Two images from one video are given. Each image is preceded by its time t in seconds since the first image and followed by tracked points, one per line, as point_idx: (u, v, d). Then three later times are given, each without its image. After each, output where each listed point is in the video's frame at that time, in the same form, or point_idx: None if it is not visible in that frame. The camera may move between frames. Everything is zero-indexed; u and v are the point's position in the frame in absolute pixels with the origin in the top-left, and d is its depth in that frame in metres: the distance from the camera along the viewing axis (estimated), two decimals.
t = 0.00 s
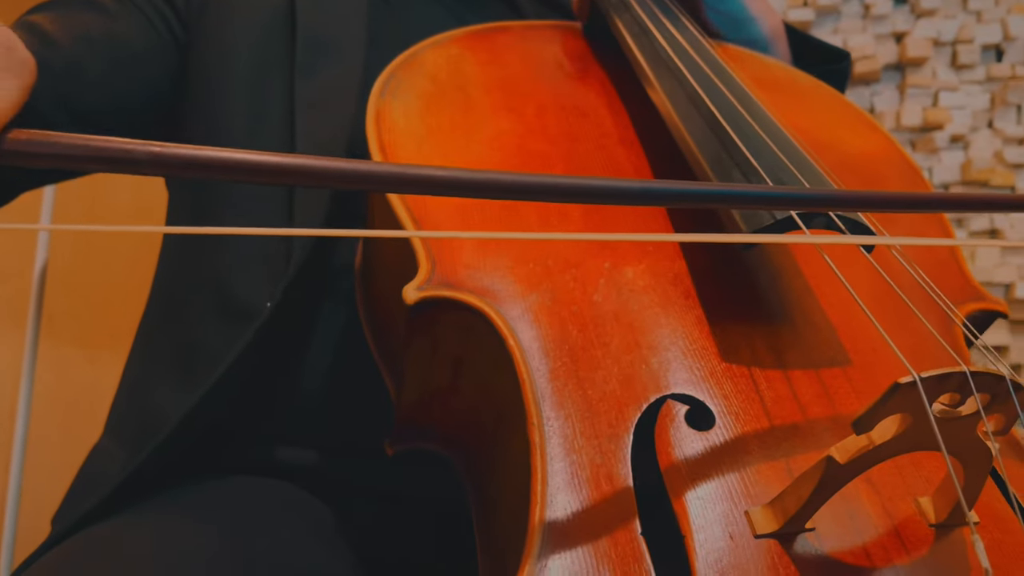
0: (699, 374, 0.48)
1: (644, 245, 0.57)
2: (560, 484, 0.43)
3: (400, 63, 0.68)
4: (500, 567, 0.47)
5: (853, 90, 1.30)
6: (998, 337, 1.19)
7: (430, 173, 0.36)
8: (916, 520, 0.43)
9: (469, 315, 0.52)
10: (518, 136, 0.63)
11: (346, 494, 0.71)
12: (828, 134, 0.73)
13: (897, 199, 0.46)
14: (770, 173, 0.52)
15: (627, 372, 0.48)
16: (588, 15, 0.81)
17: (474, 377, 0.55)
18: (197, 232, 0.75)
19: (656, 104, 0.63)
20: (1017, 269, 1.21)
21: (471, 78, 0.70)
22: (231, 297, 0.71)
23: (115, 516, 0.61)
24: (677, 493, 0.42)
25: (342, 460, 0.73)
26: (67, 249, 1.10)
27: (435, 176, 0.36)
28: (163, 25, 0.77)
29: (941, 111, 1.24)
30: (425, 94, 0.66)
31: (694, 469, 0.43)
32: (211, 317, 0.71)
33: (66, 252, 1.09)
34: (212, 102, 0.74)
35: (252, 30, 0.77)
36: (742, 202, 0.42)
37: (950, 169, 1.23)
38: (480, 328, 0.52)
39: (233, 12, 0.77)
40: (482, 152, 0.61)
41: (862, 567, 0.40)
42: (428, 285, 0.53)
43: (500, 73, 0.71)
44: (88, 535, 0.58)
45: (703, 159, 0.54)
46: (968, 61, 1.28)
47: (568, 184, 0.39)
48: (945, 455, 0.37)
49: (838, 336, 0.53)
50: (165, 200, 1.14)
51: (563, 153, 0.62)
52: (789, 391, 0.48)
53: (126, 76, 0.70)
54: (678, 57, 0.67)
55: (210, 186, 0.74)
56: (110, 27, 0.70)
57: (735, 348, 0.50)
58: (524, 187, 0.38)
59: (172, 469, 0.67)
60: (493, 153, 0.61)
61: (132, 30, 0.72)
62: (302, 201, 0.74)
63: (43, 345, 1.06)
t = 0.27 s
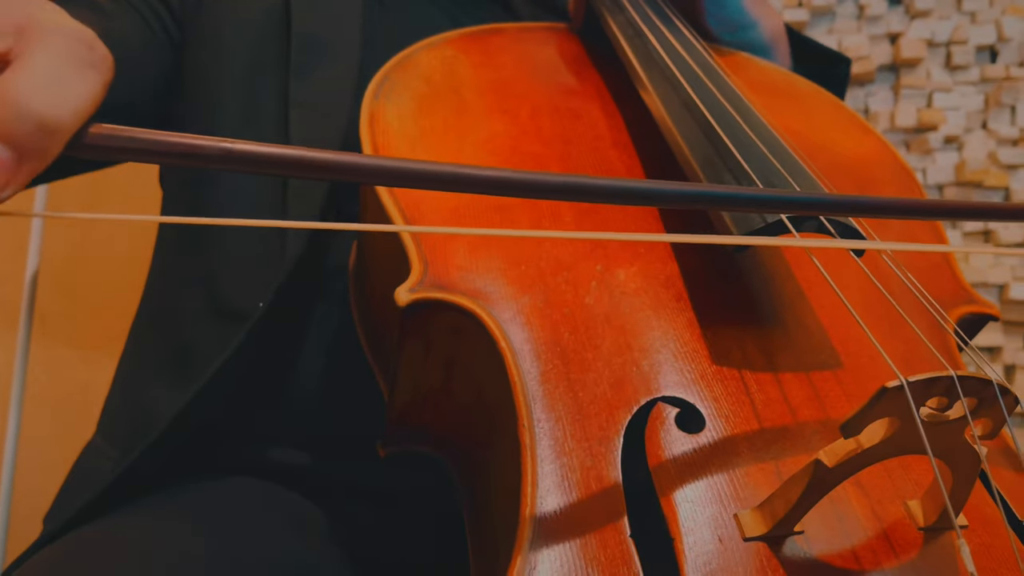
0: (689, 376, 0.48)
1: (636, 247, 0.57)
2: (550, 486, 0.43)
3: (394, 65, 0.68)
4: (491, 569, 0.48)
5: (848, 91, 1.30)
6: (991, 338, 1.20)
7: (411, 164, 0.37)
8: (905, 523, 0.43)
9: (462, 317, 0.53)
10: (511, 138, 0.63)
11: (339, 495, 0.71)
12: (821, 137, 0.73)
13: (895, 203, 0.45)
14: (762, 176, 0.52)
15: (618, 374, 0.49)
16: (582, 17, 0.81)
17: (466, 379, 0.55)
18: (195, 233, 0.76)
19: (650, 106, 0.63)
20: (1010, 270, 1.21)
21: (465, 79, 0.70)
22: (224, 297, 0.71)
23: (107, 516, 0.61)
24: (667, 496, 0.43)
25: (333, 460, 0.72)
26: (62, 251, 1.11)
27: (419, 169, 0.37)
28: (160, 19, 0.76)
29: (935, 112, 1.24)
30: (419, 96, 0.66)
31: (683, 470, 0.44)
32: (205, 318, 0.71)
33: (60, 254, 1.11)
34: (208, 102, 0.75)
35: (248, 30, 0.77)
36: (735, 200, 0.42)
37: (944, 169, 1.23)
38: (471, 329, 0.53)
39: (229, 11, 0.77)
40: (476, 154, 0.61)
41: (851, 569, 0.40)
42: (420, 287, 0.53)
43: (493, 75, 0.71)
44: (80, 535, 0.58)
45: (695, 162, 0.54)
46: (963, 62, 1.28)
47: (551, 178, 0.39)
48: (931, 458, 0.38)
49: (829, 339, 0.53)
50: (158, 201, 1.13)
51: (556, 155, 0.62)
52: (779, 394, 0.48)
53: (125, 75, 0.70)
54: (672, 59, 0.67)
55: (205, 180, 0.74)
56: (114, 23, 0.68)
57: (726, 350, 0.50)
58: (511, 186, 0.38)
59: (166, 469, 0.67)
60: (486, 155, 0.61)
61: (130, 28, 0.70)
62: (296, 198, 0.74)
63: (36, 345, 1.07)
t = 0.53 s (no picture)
0: (681, 375, 0.49)
1: (629, 246, 0.57)
2: (541, 483, 0.43)
3: (389, 64, 0.68)
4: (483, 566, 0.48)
5: (843, 91, 1.30)
6: (985, 337, 1.20)
7: (405, 150, 0.36)
8: (895, 521, 0.43)
9: (454, 315, 0.53)
10: (505, 137, 0.63)
11: (334, 493, 0.71)
12: (814, 137, 0.74)
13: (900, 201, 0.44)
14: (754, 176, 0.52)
15: (610, 373, 0.49)
16: (577, 16, 0.81)
17: (459, 377, 0.55)
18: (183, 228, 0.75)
19: (643, 106, 0.63)
20: (1005, 269, 1.21)
21: (459, 78, 0.70)
22: (221, 296, 0.71)
23: (101, 513, 0.61)
24: (658, 494, 0.43)
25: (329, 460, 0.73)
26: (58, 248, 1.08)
27: (411, 156, 0.36)
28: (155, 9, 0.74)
29: (930, 112, 1.25)
30: (414, 95, 0.66)
31: (674, 468, 0.44)
32: (201, 318, 0.72)
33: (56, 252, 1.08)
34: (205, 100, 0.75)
35: (244, 28, 0.77)
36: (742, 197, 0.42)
37: (939, 169, 1.23)
38: (464, 328, 0.53)
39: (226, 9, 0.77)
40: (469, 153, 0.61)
41: (841, 568, 0.40)
42: (413, 285, 0.53)
43: (487, 74, 0.71)
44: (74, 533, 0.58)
45: (688, 161, 0.54)
46: (958, 62, 1.28)
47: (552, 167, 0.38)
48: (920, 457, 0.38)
49: (820, 338, 0.53)
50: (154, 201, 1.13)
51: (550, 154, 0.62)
52: (771, 393, 0.48)
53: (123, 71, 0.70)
54: (665, 59, 0.67)
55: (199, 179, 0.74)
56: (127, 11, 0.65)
57: (717, 349, 0.50)
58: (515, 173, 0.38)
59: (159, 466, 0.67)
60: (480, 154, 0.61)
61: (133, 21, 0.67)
62: (291, 196, 0.74)
63: (31, 343, 1.06)
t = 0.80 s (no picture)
0: (668, 371, 0.49)
1: (618, 243, 0.57)
2: (528, 479, 0.43)
3: (379, 61, 0.68)
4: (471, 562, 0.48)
5: (836, 90, 1.30)
6: (979, 335, 1.20)
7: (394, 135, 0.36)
8: (881, 517, 0.43)
9: (443, 312, 0.53)
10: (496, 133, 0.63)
11: (324, 490, 0.71)
12: (806, 134, 0.74)
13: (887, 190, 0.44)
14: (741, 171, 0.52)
15: (598, 369, 0.49)
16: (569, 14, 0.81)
17: (449, 373, 0.55)
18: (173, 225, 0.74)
19: (634, 103, 0.63)
20: (998, 268, 1.22)
21: (449, 75, 0.70)
22: (211, 293, 0.71)
23: (90, 508, 0.61)
24: (644, 490, 0.43)
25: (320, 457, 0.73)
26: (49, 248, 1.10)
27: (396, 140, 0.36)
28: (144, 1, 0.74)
29: (924, 111, 1.25)
30: (404, 92, 0.66)
31: (661, 464, 0.44)
32: (192, 316, 0.72)
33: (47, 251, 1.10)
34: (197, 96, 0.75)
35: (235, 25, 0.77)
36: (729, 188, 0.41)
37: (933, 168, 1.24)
38: (452, 324, 0.53)
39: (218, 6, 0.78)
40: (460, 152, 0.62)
41: (827, 563, 0.40)
42: (401, 281, 0.53)
43: (477, 71, 0.71)
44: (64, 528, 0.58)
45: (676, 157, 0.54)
46: (951, 61, 1.28)
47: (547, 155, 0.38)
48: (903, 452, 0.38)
49: (809, 334, 0.53)
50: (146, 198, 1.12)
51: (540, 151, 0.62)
52: (758, 389, 0.48)
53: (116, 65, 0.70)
54: (655, 56, 0.67)
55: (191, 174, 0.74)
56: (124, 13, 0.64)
57: (706, 345, 0.50)
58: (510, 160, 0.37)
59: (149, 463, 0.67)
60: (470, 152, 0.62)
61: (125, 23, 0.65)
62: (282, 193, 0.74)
63: (23, 340, 1.08)
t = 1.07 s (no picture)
0: (650, 369, 0.49)
1: (602, 242, 0.57)
2: (509, 477, 0.43)
3: (366, 60, 0.68)
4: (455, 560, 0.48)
5: (829, 88, 1.30)
6: (970, 334, 1.20)
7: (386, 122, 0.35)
8: (862, 515, 0.43)
9: (427, 310, 0.53)
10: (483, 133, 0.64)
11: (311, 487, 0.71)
12: (794, 133, 0.74)
13: (864, 184, 0.44)
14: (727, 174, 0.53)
15: (580, 367, 0.49)
16: (557, 13, 0.81)
17: (433, 372, 0.55)
18: (162, 224, 0.74)
19: (619, 102, 0.63)
20: (990, 267, 1.22)
21: (436, 73, 0.70)
22: (199, 291, 0.71)
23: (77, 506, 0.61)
24: (626, 489, 0.43)
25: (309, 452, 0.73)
26: (43, 249, 1.11)
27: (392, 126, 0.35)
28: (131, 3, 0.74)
29: (917, 110, 1.25)
30: (391, 90, 0.66)
31: (641, 463, 0.44)
32: (180, 312, 0.71)
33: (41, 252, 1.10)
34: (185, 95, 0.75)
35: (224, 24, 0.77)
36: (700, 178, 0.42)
37: (925, 166, 1.24)
38: (436, 322, 0.53)
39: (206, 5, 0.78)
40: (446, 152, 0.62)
41: (807, 562, 0.40)
42: (385, 280, 0.53)
43: (465, 69, 0.71)
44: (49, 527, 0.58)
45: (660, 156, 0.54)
46: (944, 60, 1.28)
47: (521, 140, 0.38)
48: (880, 450, 0.38)
49: (792, 332, 0.53)
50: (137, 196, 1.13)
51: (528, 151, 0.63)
52: (740, 387, 0.48)
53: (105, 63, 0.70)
54: (640, 55, 0.67)
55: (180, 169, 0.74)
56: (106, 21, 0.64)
57: (689, 343, 0.50)
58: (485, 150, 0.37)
59: (135, 461, 0.67)
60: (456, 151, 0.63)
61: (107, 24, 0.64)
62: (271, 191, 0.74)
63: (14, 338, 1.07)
